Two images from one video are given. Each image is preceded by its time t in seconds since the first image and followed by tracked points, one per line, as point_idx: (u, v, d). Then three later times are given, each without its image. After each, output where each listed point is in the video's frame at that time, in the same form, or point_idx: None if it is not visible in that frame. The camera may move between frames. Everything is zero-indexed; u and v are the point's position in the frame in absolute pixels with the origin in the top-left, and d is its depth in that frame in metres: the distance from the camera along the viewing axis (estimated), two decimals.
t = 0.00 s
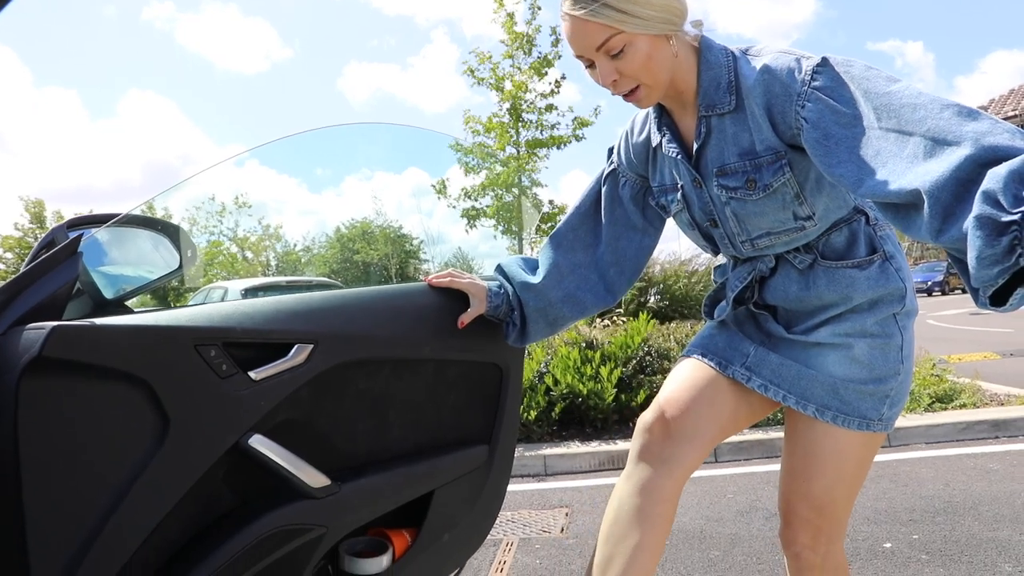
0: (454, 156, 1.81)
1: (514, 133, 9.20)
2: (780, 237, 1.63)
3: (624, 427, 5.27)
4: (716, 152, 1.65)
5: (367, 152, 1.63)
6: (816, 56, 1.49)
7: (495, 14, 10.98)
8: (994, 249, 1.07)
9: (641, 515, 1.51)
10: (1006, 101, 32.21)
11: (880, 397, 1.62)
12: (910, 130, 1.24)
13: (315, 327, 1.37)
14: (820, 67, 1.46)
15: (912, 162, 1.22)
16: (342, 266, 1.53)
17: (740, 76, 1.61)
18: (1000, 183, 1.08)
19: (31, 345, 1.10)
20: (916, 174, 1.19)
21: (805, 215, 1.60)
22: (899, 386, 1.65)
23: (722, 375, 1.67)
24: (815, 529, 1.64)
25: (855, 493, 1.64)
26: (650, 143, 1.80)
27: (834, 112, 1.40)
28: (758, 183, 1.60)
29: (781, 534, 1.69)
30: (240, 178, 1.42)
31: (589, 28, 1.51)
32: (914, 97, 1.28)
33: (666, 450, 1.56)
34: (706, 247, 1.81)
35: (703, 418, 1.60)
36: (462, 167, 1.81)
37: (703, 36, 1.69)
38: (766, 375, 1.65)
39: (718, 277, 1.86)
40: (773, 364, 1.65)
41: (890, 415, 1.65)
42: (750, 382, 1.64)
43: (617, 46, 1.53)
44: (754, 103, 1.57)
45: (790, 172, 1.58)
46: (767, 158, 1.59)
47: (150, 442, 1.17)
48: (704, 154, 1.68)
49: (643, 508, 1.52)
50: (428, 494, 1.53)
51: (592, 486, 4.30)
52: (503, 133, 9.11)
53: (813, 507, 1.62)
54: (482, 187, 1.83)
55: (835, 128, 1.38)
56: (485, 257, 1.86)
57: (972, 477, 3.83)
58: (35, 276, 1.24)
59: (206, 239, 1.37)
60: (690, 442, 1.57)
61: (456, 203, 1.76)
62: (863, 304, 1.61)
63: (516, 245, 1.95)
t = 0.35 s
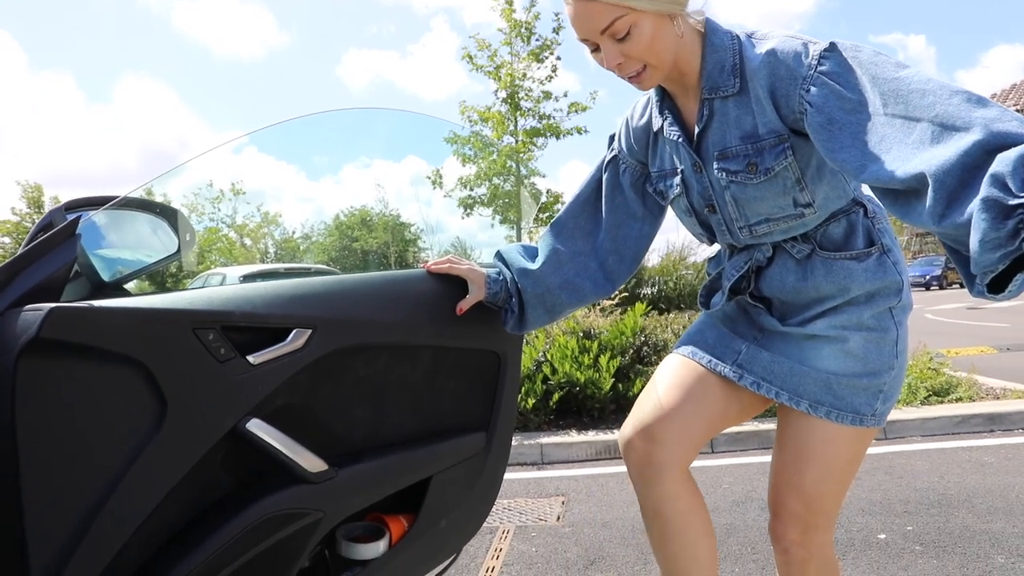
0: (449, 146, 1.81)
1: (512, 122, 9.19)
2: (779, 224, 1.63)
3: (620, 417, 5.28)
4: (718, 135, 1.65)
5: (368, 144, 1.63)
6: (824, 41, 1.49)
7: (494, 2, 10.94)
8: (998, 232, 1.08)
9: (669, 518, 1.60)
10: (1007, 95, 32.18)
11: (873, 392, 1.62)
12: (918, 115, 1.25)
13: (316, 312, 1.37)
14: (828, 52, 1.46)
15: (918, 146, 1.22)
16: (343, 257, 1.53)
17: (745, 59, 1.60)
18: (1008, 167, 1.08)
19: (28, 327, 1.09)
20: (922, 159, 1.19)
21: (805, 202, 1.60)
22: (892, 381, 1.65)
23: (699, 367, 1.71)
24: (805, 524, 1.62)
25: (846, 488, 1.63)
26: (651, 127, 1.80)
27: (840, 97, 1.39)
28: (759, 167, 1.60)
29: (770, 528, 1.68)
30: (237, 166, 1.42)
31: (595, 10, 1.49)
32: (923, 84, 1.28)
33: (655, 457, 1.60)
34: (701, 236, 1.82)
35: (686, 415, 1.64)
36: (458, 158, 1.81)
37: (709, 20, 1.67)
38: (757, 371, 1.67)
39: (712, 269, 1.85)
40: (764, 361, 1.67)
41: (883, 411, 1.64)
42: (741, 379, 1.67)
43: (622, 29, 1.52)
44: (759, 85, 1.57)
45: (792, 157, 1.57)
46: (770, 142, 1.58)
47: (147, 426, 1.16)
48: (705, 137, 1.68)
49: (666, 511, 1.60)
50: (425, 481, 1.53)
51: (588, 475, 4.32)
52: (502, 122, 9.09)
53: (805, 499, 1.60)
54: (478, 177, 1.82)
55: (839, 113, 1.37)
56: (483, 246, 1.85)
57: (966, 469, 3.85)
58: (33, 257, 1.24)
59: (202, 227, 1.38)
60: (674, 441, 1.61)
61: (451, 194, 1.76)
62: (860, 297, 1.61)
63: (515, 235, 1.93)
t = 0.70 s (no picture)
0: (445, 121, 1.79)
1: (508, 101, 9.14)
2: (768, 208, 1.63)
3: (614, 397, 5.32)
4: (708, 117, 1.64)
5: (361, 120, 1.62)
6: (817, 24, 1.46)
7: None
8: (992, 228, 1.04)
9: (667, 501, 1.62)
10: (1004, 79, 32.14)
11: (860, 370, 1.62)
12: (915, 106, 1.19)
13: (308, 287, 1.36)
14: (821, 36, 1.43)
15: (914, 138, 1.17)
16: (338, 235, 1.52)
17: (735, 40, 1.59)
18: (1004, 161, 1.03)
19: (18, 299, 1.08)
20: (917, 151, 1.15)
21: (794, 185, 1.59)
22: (879, 359, 1.65)
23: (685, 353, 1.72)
24: (793, 504, 1.63)
25: (833, 467, 1.64)
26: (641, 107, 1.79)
27: (833, 82, 1.35)
28: (749, 151, 1.60)
29: (758, 508, 1.69)
30: (231, 142, 1.42)
31: None
32: (921, 73, 1.23)
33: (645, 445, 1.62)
34: (691, 216, 1.79)
35: (674, 401, 1.65)
36: (454, 134, 1.79)
37: None
38: (743, 355, 1.67)
39: (704, 249, 1.85)
40: (751, 344, 1.67)
41: (871, 389, 1.65)
42: (727, 363, 1.67)
43: (609, 13, 1.50)
44: (749, 69, 1.55)
45: (782, 142, 1.57)
46: (760, 126, 1.57)
47: (140, 399, 1.16)
48: (695, 120, 1.67)
49: (664, 495, 1.62)
50: (419, 456, 1.53)
51: (581, 453, 4.35)
52: (498, 100, 9.05)
53: (793, 481, 1.61)
54: (473, 156, 1.80)
55: (832, 99, 1.34)
56: (477, 226, 1.84)
57: (956, 451, 3.88)
58: (22, 229, 1.22)
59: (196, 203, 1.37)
60: (662, 428, 1.63)
61: (446, 173, 1.74)
62: (849, 277, 1.60)
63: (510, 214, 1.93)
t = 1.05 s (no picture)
0: (443, 104, 1.78)
1: (506, 83, 9.09)
2: (763, 188, 1.62)
3: (611, 380, 5.33)
4: (701, 96, 1.63)
5: (358, 102, 1.60)
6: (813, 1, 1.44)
7: None
8: (995, 210, 1.03)
9: (672, 500, 1.62)
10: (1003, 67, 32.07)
11: (858, 356, 1.63)
12: (915, 85, 1.18)
13: (304, 265, 1.36)
14: (817, 13, 1.41)
15: (913, 118, 1.16)
16: (334, 218, 1.50)
17: (729, 18, 1.56)
18: (1007, 143, 1.03)
19: (13, 275, 1.08)
20: (917, 131, 1.14)
21: (790, 165, 1.59)
22: (877, 343, 1.66)
23: (685, 350, 1.71)
24: (789, 487, 1.64)
25: (829, 452, 1.65)
26: (636, 87, 1.78)
27: (828, 61, 1.35)
28: (743, 131, 1.59)
29: (753, 491, 1.69)
30: (228, 124, 1.40)
31: None
32: (922, 52, 1.21)
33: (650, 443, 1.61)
34: (686, 199, 1.81)
35: (676, 399, 1.65)
36: (451, 117, 1.77)
37: None
38: (741, 348, 1.67)
39: (698, 233, 1.84)
40: (747, 337, 1.67)
41: (869, 373, 1.66)
42: (725, 356, 1.68)
43: None
44: (743, 47, 1.54)
45: (777, 120, 1.55)
46: (754, 105, 1.56)
47: (136, 376, 1.16)
48: (689, 100, 1.66)
49: (669, 494, 1.62)
50: (416, 437, 1.53)
51: (578, 436, 4.36)
52: (496, 83, 8.99)
53: (788, 465, 1.62)
54: (472, 139, 1.79)
55: (828, 78, 1.33)
56: (476, 210, 1.84)
57: (950, 436, 3.90)
58: (17, 205, 1.23)
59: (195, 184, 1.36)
60: (666, 425, 1.62)
61: (445, 155, 1.73)
62: (846, 261, 1.61)
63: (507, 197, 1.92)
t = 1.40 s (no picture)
0: (433, 87, 1.75)
1: (499, 61, 9.02)
2: (755, 162, 1.61)
3: (605, 359, 5.35)
4: (692, 70, 1.62)
5: (348, 79, 1.57)
6: None
7: None
8: (993, 183, 1.02)
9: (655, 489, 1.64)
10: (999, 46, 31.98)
11: (850, 336, 1.63)
12: (911, 57, 1.16)
13: (295, 241, 1.34)
14: None
15: (908, 91, 1.15)
16: (328, 197, 1.49)
17: None
18: (1006, 115, 1.01)
19: None
20: (912, 105, 1.13)
21: (782, 140, 1.57)
22: (869, 321, 1.66)
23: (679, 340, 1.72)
24: (782, 464, 1.66)
25: (822, 430, 1.67)
26: (628, 62, 1.77)
27: (821, 33, 1.33)
28: (733, 104, 1.57)
29: (746, 468, 1.71)
30: (218, 104, 1.38)
31: None
32: (919, 23, 1.19)
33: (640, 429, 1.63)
34: (679, 173, 1.79)
35: (668, 387, 1.66)
36: (443, 98, 1.75)
37: None
38: (733, 332, 1.67)
39: (694, 209, 1.84)
40: (739, 321, 1.67)
41: (862, 352, 1.66)
42: (718, 341, 1.67)
43: None
44: (733, 18, 1.52)
45: (767, 94, 1.53)
46: (744, 78, 1.54)
47: (126, 354, 1.15)
48: (680, 73, 1.65)
49: (653, 483, 1.64)
50: (409, 414, 1.53)
51: (572, 414, 4.38)
52: (489, 61, 8.92)
53: (781, 443, 1.64)
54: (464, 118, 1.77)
55: (821, 50, 1.32)
56: (469, 188, 1.82)
57: (941, 413, 3.93)
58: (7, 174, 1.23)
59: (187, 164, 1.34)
60: (658, 412, 1.64)
61: (437, 133, 1.71)
62: (839, 237, 1.60)
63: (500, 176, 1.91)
